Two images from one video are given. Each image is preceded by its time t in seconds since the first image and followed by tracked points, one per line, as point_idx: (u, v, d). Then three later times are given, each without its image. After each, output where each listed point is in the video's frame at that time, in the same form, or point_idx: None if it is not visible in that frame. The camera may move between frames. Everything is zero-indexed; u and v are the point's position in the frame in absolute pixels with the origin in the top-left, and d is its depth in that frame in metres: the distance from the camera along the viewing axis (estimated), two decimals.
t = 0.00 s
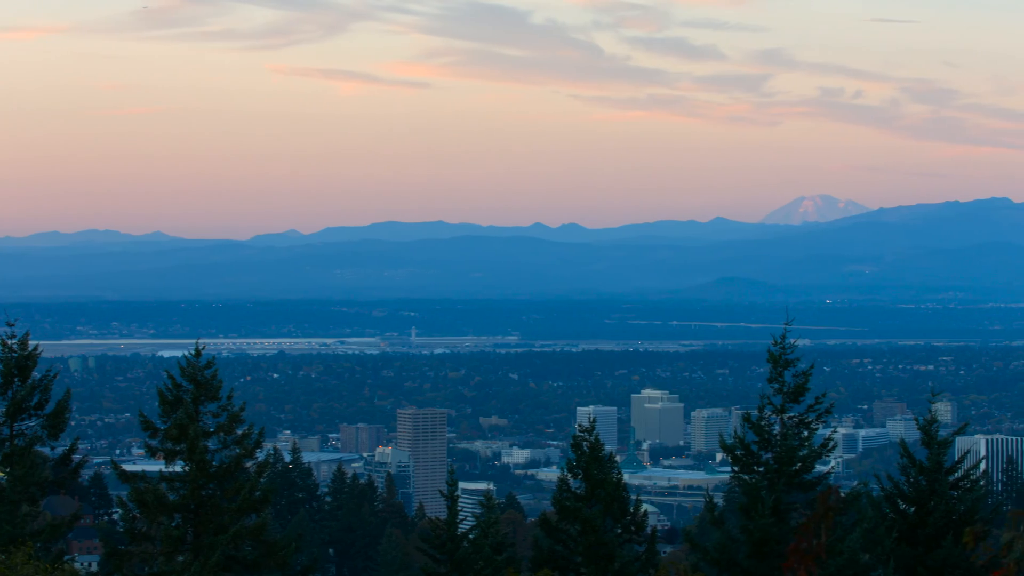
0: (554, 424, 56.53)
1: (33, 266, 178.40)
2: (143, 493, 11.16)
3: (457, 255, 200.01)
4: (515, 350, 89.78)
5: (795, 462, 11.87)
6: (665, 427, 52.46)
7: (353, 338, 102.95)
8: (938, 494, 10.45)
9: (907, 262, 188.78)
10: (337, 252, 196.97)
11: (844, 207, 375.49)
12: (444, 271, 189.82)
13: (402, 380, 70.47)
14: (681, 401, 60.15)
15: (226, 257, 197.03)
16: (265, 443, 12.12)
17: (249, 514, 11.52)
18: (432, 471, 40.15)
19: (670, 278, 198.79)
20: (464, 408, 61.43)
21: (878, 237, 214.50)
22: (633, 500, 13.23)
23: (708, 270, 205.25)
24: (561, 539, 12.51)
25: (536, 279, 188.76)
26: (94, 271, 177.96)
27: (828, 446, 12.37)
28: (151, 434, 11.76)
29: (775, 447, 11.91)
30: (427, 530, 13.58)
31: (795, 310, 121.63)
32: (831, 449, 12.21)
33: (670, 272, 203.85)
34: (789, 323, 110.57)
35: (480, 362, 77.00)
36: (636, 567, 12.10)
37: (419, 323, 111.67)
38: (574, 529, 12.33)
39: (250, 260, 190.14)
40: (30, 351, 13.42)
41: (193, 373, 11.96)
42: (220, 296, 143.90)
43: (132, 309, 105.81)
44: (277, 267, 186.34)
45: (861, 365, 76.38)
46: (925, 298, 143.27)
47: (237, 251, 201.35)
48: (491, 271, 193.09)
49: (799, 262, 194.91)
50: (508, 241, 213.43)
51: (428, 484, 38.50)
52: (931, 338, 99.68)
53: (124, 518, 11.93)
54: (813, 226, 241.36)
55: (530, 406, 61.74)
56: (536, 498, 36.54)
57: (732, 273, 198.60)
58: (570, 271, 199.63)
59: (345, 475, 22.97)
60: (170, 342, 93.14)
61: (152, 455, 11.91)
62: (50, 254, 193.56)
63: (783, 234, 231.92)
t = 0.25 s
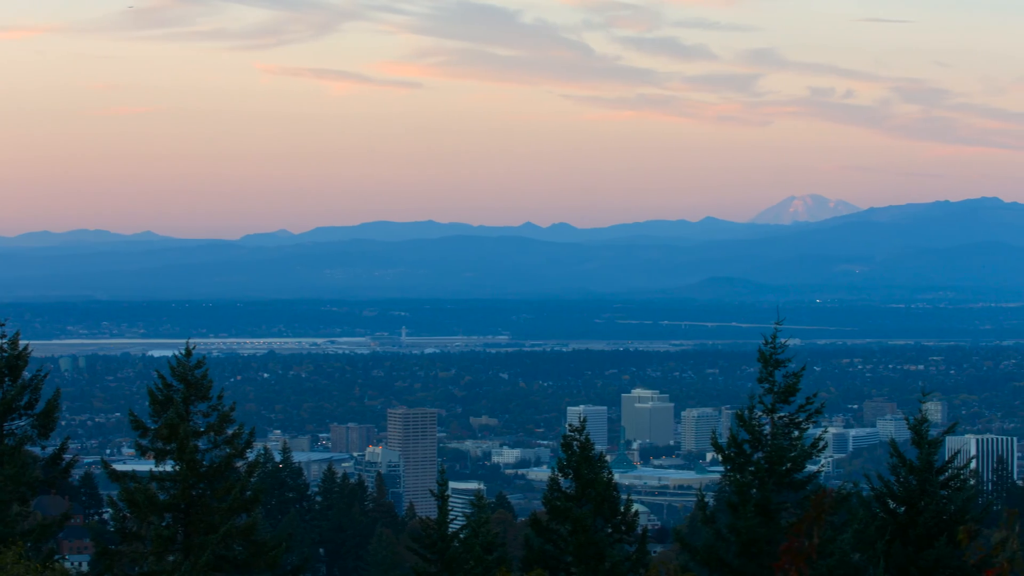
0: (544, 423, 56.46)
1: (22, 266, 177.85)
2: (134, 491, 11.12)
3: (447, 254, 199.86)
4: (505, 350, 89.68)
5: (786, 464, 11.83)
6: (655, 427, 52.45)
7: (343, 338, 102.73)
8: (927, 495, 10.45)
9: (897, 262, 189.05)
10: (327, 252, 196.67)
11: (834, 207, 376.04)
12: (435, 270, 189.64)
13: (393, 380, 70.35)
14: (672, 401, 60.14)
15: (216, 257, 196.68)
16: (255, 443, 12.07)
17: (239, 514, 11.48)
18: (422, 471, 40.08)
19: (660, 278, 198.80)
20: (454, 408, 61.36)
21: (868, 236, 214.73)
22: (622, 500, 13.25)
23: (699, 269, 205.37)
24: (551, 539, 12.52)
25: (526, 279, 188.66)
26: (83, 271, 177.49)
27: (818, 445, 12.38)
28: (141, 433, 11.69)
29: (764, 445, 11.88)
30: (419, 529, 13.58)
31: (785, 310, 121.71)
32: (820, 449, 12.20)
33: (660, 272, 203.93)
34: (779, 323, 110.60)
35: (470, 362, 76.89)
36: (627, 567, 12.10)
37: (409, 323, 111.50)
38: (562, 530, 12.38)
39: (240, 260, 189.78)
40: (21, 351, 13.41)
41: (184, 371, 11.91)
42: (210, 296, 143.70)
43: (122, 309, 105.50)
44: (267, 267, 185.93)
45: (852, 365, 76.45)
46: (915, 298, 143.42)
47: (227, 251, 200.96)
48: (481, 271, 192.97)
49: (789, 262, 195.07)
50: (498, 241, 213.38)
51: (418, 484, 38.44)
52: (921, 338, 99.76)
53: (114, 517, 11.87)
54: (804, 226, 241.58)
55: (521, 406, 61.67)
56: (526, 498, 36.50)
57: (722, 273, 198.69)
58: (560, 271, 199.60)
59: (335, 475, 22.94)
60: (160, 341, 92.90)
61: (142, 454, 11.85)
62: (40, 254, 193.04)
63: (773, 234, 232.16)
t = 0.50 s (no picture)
0: (534, 423, 56.46)
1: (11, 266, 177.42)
2: (124, 492, 11.11)
3: (437, 254, 199.76)
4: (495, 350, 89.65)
5: (777, 464, 11.83)
6: (645, 427, 52.47)
7: (334, 338, 102.62)
8: (917, 495, 10.45)
9: (888, 262, 189.41)
10: (317, 252, 196.41)
11: (824, 207, 376.67)
12: (425, 270, 189.54)
13: (383, 380, 70.29)
14: (662, 401, 60.17)
15: (206, 257, 196.36)
16: (246, 444, 12.05)
17: (230, 514, 11.47)
18: (412, 471, 40.07)
19: (651, 278, 198.91)
20: (445, 408, 61.33)
21: (857, 236, 215.08)
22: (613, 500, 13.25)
23: (690, 269, 205.53)
24: (541, 539, 12.54)
25: (517, 279, 188.64)
26: (72, 271, 177.08)
27: (808, 446, 12.38)
28: (131, 433, 11.66)
29: (753, 445, 11.90)
30: (409, 528, 13.58)
31: (774, 310, 121.86)
32: (810, 450, 12.21)
33: (651, 272, 204.09)
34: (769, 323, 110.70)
35: (461, 362, 76.86)
36: (617, 567, 12.12)
37: (399, 323, 111.43)
38: (553, 528, 12.40)
39: (231, 260, 189.48)
40: (11, 351, 13.38)
41: (173, 372, 11.88)
42: (200, 296, 143.47)
43: (112, 309, 105.27)
44: (257, 267, 185.62)
45: (842, 365, 76.57)
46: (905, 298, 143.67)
47: (217, 251, 200.60)
48: (472, 271, 192.91)
49: (779, 262, 195.29)
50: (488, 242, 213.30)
51: (408, 484, 38.43)
52: (911, 338, 99.95)
53: (106, 516, 11.84)
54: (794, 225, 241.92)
55: (511, 406, 61.67)
56: (516, 498, 36.51)
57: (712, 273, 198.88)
58: (551, 270, 199.62)
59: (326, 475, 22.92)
60: (150, 341, 92.72)
61: (133, 454, 11.82)
62: (29, 254, 192.58)
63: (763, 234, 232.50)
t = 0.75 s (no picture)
0: (524, 424, 56.47)
1: None
2: (114, 493, 11.09)
3: (428, 254, 199.65)
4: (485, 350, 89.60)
5: (766, 464, 11.83)
6: (635, 427, 52.53)
7: (324, 337, 102.50)
8: (905, 495, 10.46)
9: (878, 262, 189.80)
10: (307, 252, 196.17)
11: (815, 207, 377.41)
12: (415, 270, 189.41)
13: (373, 380, 70.24)
14: (652, 401, 60.22)
15: (197, 257, 196.00)
16: (237, 443, 12.02)
17: (220, 515, 11.45)
18: (403, 471, 40.07)
19: (641, 278, 199.01)
20: (435, 408, 61.33)
21: (847, 236, 215.51)
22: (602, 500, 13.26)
23: (680, 269, 205.66)
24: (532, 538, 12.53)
25: (507, 279, 188.62)
26: (62, 271, 176.63)
27: (798, 446, 12.39)
28: (121, 434, 11.63)
29: (743, 446, 11.89)
30: (399, 529, 13.57)
31: (765, 310, 122.02)
32: (800, 450, 12.22)
33: (642, 272, 204.19)
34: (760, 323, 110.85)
35: (451, 362, 76.84)
36: (606, 567, 12.13)
37: (390, 323, 111.35)
38: (542, 529, 12.41)
39: (221, 261, 189.15)
40: None
41: (164, 372, 11.86)
42: (190, 296, 143.20)
43: (102, 309, 105.02)
44: (247, 267, 185.30)
45: (832, 365, 76.71)
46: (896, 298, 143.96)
47: (208, 251, 200.26)
48: (462, 271, 192.82)
49: (770, 262, 195.62)
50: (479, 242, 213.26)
51: (398, 484, 38.40)
52: (901, 338, 100.15)
53: (96, 517, 11.79)
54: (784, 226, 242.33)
55: (501, 406, 61.68)
56: (507, 498, 36.53)
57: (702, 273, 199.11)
58: (542, 270, 199.64)
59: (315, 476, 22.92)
60: (140, 341, 92.54)
61: (124, 456, 11.80)
62: (18, 254, 192.10)
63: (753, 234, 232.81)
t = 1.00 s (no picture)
0: (515, 423, 56.52)
1: None
2: (105, 493, 11.07)
3: (419, 254, 199.60)
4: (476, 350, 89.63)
5: (757, 464, 11.83)
6: (627, 427, 52.60)
7: (315, 337, 102.50)
8: (896, 494, 10.48)
9: (869, 262, 190.14)
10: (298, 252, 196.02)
11: (805, 207, 378.07)
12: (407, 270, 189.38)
13: (365, 380, 70.26)
14: (644, 401, 60.29)
15: (188, 257, 195.82)
16: (228, 443, 12.00)
17: (211, 515, 11.45)
18: (394, 471, 40.09)
19: (633, 278, 199.13)
20: (426, 408, 61.35)
21: (838, 237, 215.85)
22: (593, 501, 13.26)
23: (672, 270, 205.84)
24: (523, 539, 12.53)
25: (499, 279, 188.64)
26: (52, 271, 176.38)
27: (789, 446, 12.40)
28: (113, 434, 11.59)
29: (734, 446, 11.89)
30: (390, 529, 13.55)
31: (756, 310, 122.21)
32: (791, 449, 12.22)
33: (633, 272, 204.33)
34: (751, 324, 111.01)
35: (443, 362, 76.87)
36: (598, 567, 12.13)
37: (381, 323, 111.37)
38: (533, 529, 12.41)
39: (212, 261, 188.99)
40: None
41: (155, 372, 11.83)
42: (182, 296, 143.15)
43: (93, 309, 104.93)
44: (238, 267, 185.16)
45: (823, 365, 76.86)
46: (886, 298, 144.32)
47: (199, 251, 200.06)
48: (454, 271, 192.83)
49: (761, 262, 195.89)
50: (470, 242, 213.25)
51: (389, 484, 38.42)
52: (892, 338, 100.36)
53: (87, 517, 11.76)
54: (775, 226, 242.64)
55: (492, 406, 61.72)
56: (498, 498, 36.58)
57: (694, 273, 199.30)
58: (533, 271, 199.67)
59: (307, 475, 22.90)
60: (132, 341, 92.47)
61: (115, 456, 11.75)
62: (9, 254, 191.81)
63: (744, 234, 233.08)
